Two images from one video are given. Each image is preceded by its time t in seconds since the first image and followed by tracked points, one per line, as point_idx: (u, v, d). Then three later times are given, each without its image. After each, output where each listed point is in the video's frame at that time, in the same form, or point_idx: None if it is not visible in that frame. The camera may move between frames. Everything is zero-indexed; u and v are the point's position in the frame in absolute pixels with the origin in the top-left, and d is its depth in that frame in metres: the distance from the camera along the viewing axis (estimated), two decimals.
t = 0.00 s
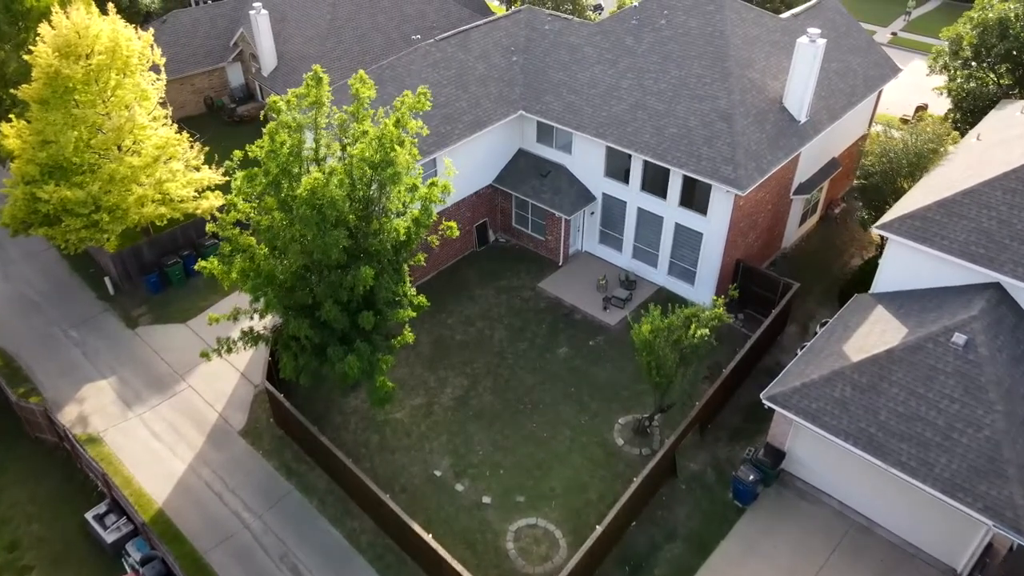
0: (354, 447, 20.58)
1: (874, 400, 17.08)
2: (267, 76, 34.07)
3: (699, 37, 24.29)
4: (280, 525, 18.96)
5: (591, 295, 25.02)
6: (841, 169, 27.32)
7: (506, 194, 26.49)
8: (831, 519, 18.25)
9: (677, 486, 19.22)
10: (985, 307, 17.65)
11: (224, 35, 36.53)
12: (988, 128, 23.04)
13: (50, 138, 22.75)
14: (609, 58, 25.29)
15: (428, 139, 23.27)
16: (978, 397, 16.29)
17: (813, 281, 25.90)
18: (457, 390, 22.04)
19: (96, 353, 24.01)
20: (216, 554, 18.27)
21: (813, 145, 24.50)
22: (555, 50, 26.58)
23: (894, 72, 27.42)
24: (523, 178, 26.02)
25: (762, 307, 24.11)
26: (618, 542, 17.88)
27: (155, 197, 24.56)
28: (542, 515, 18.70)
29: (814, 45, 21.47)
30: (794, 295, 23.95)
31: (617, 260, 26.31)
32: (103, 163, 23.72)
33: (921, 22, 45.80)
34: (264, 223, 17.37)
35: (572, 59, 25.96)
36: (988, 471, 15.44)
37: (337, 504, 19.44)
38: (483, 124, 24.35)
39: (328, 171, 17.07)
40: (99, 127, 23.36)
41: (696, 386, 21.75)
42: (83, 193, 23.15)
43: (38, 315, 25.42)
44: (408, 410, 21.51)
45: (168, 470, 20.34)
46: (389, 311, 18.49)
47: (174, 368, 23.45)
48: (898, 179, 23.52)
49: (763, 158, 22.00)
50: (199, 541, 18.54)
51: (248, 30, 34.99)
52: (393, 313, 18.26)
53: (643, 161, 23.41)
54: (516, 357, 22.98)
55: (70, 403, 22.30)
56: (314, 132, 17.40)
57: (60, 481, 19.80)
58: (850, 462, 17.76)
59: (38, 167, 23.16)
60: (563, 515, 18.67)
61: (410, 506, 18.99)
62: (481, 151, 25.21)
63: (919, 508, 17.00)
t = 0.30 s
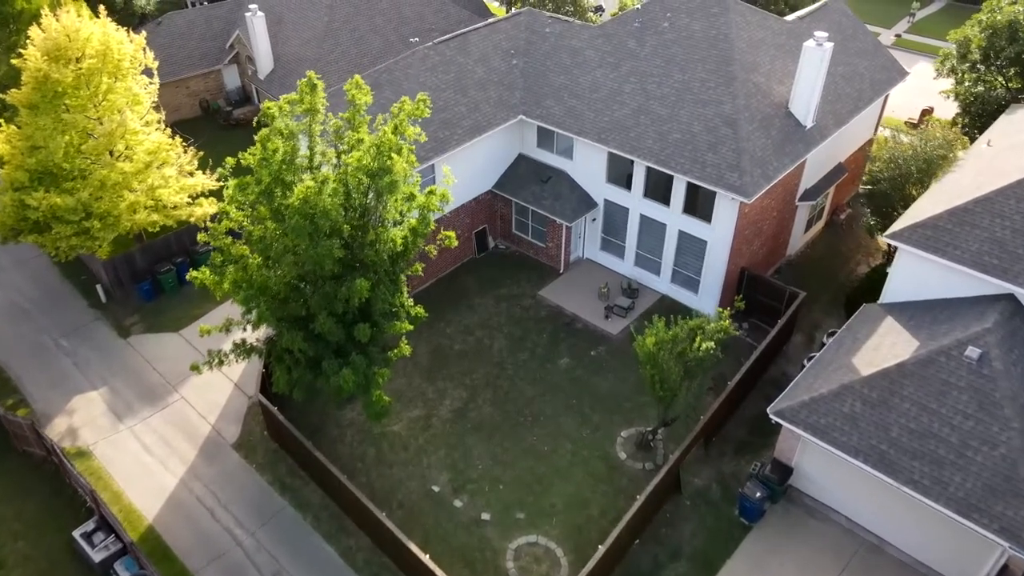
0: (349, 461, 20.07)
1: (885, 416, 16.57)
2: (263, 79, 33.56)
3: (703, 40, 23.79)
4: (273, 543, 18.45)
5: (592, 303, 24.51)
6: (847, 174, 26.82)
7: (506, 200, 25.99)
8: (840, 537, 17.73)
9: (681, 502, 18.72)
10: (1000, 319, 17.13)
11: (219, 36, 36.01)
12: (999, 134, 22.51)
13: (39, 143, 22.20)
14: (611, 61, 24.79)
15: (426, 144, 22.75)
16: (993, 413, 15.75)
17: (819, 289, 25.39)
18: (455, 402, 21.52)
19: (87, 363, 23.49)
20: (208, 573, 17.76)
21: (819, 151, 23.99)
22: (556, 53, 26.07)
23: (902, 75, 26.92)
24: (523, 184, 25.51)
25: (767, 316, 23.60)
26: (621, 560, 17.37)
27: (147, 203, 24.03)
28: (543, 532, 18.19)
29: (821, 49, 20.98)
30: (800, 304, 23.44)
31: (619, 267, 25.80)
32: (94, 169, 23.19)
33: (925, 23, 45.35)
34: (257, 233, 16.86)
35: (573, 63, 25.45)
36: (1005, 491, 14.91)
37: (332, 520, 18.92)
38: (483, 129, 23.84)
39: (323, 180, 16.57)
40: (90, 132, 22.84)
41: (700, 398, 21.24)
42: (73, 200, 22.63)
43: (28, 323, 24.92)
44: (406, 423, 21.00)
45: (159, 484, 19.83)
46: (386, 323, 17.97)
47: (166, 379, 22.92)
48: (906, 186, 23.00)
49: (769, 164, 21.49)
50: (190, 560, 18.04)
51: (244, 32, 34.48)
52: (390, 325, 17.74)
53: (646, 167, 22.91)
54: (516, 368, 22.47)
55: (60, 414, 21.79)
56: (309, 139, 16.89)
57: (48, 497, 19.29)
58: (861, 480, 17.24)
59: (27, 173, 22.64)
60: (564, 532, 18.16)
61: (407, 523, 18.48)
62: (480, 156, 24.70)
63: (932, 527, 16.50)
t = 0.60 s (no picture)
0: (345, 476, 19.54)
1: (897, 433, 16.04)
2: (259, 82, 33.03)
3: (707, 44, 23.28)
4: (266, 562, 17.92)
5: (594, 312, 24.00)
6: (854, 180, 26.30)
7: (506, 207, 25.47)
8: (850, 557, 17.21)
9: (686, 520, 18.19)
10: (1015, 333, 16.60)
11: (215, 39, 35.47)
12: (1010, 140, 21.98)
13: (28, 149, 21.65)
14: (613, 65, 24.26)
15: (424, 150, 22.24)
16: (1009, 431, 15.22)
17: (825, 297, 24.88)
18: (454, 415, 20.99)
19: (77, 374, 22.96)
20: None
21: (826, 157, 23.46)
22: (557, 57, 25.54)
23: (909, 79, 26.40)
24: (524, 190, 24.98)
25: (773, 326, 23.09)
26: None
27: (139, 211, 23.51)
28: (544, 552, 17.66)
29: (828, 53, 20.50)
30: (807, 314, 22.91)
31: (621, 275, 25.27)
32: (84, 176, 22.64)
33: (929, 25, 44.85)
34: (250, 244, 16.34)
35: (574, 67, 24.92)
36: None
37: (327, 538, 18.39)
38: (482, 135, 23.31)
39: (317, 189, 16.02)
40: (80, 138, 22.30)
41: (705, 411, 20.73)
42: (63, 207, 22.08)
43: (18, 332, 24.39)
44: (403, 436, 20.47)
45: (149, 501, 19.30)
46: (382, 336, 17.45)
47: (158, 390, 22.40)
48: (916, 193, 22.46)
49: (775, 172, 20.97)
50: None
51: (240, 34, 33.94)
52: (387, 338, 17.18)
53: (649, 174, 22.38)
54: (516, 380, 21.95)
55: (49, 428, 21.27)
56: (302, 148, 16.36)
57: (35, 515, 18.76)
58: (871, 499, 16.72)
59: (16, 180, 22.08)
60: (566, 551, 17.63)
61: (404, 541, 17.95)
62: (479, 162, 24.18)
63: (944, 548, 16.02)
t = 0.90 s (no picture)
0: (340, 494, 18.99)
1: (911, 453, 15.49)
2: (255, 86, 32.49)
3: (712, 49, 22.76)
4: None
5: (596, 323, 23.46)
6: (861, 187, 25.75)
7: (506, 214, 24.92)
8: None
9: (692, 540, 17.65)
10: None
11: (211, 42, 34.93)
12: None
13: (16, 156, 21.03)
14: (615, 70, 23.72)
15: (423, 157, 21.70)
16: None
17: (832, 307, 24.33)
18: (453, 430, 20.43)
19: (67, 386, 22.42)
20: None
21: (834, 164, 22.92)
22: (558, 61, 24.99)
23: (918, 84, 25.85)
24: (524, 197, 24.44)
25: (780, 337, 22.55)
26: None
27: (130, 219, 22.92)
28: (545, 573, 17.11)
29: (837, 58, 20.01)
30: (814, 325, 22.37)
31: (624, 284, 24.72)
32: (74, 183, 22.06)
33: (934, 27, 44.34)
34: (242, 257, 15.79)
35: (576, 71, 24.37)
36: None
37: (321, 559, 17.84)
38: (482, 141, 22.77)
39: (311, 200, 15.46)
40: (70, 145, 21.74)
41: (710, 426, 20.18)
42: (52, 216, 21.49)
43: (7, 343, 23.85)
44: (400, 452, 19.93)
45: (139, 519, 18.75)
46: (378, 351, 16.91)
47: (149, 403, 21.85)
48: (926, 201, 21.90)
49: (782, 180, 20.43)
50: None
51: (235, 37, 33.40)
52: (384, 353, 16.64)
53: (653, 182, 21.84)
54: (516, 393, 21.41)
55: (37, 443, 20.72)
56: (296, 158, 15.83)
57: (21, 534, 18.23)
58: (883, 520, 16.16)
59: (4, 188, 21.50)
60: (568, 573, 17.08)
61: (401, 562, 17.40)
62: (479, 169, 23.64)
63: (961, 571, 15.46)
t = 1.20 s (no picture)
0: (336, 512, 18.40)
1: (927, 475, 14.92)
2: (250, 90, 31.94)
3: (717, 53, 22.22)
4: None
5: (597, 333, 22.92)
6: (869, 194, 25.19)
7: (506, 222, 24.36)
8: None
9: (698, 562, 17.08)
10: None
11: (206, 45, 34.38)
12: None
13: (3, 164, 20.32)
14: (618, 75, 23.16)
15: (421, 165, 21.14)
16: None
17: (840, 317, 23.77)
18: (452, 446, 19.86)
19: (56, 400, 21.85)
20: None
21: (842, 171, 22.36)
22: (559, 65, 24.43)
23: (927, 88, 25.29)
24: (525, 205, 23.87)
25: (786, 349, 21.99)
26: None
27: (121, 228, 22.25)
28: None
29: (846, 63, 19.50)
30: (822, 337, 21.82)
31: (626, 294, 24.16)
32: (63, 191, 21.44)
33: (940, 29, 43.80)
34: (233, 272, 15.23)
35: (578, 76, 23.82)
36: None
37: None
38: (481, 148, 22.20)
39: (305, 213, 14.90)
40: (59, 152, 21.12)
41: (716, 442, 19.62)
42: (40, 225, 20.79)
43: None
44: (397, 469, 19.35)
45: (127, 538, 18.18)
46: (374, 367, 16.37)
47: (140, 417, 21.29)
48: (938, 209, 21.31)
49: (791, 189, 19.86)
50: None
51: (231, 40, 32.85)
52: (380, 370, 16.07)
53: (657, 191, 21.28)
54: (517, 407, 20.85)
55: (23, 458, 20.15)
56: (289, 168, 15.26)
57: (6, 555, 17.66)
58: (896, 544, 15.60)
59: None
60: None
61: None
62: (478, 177, 23.08)
63: None
